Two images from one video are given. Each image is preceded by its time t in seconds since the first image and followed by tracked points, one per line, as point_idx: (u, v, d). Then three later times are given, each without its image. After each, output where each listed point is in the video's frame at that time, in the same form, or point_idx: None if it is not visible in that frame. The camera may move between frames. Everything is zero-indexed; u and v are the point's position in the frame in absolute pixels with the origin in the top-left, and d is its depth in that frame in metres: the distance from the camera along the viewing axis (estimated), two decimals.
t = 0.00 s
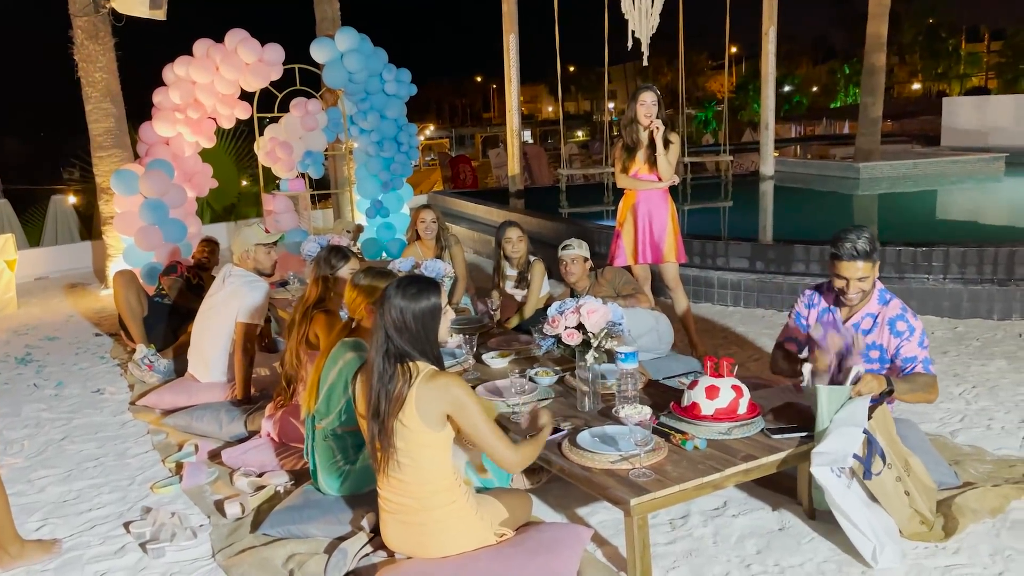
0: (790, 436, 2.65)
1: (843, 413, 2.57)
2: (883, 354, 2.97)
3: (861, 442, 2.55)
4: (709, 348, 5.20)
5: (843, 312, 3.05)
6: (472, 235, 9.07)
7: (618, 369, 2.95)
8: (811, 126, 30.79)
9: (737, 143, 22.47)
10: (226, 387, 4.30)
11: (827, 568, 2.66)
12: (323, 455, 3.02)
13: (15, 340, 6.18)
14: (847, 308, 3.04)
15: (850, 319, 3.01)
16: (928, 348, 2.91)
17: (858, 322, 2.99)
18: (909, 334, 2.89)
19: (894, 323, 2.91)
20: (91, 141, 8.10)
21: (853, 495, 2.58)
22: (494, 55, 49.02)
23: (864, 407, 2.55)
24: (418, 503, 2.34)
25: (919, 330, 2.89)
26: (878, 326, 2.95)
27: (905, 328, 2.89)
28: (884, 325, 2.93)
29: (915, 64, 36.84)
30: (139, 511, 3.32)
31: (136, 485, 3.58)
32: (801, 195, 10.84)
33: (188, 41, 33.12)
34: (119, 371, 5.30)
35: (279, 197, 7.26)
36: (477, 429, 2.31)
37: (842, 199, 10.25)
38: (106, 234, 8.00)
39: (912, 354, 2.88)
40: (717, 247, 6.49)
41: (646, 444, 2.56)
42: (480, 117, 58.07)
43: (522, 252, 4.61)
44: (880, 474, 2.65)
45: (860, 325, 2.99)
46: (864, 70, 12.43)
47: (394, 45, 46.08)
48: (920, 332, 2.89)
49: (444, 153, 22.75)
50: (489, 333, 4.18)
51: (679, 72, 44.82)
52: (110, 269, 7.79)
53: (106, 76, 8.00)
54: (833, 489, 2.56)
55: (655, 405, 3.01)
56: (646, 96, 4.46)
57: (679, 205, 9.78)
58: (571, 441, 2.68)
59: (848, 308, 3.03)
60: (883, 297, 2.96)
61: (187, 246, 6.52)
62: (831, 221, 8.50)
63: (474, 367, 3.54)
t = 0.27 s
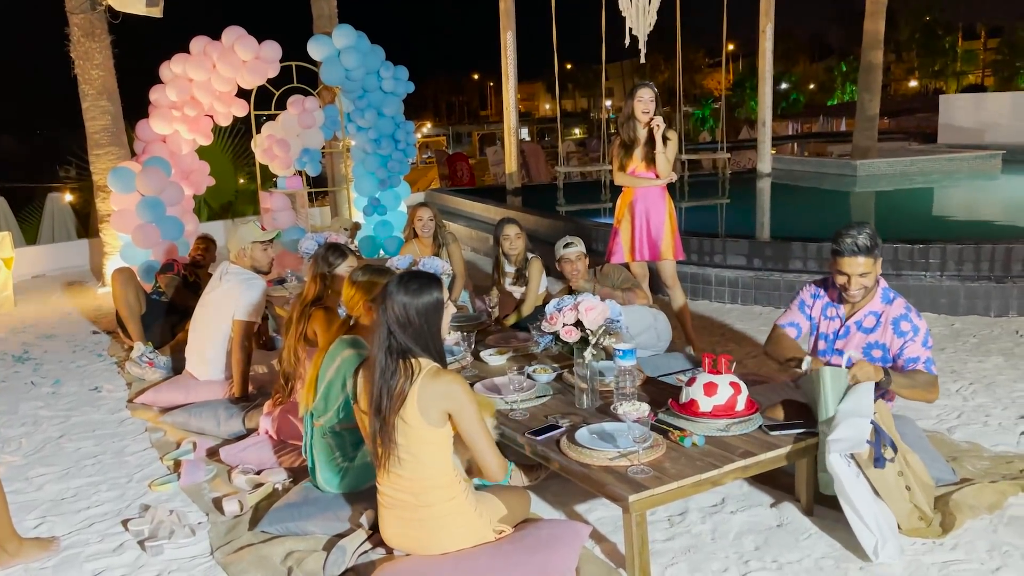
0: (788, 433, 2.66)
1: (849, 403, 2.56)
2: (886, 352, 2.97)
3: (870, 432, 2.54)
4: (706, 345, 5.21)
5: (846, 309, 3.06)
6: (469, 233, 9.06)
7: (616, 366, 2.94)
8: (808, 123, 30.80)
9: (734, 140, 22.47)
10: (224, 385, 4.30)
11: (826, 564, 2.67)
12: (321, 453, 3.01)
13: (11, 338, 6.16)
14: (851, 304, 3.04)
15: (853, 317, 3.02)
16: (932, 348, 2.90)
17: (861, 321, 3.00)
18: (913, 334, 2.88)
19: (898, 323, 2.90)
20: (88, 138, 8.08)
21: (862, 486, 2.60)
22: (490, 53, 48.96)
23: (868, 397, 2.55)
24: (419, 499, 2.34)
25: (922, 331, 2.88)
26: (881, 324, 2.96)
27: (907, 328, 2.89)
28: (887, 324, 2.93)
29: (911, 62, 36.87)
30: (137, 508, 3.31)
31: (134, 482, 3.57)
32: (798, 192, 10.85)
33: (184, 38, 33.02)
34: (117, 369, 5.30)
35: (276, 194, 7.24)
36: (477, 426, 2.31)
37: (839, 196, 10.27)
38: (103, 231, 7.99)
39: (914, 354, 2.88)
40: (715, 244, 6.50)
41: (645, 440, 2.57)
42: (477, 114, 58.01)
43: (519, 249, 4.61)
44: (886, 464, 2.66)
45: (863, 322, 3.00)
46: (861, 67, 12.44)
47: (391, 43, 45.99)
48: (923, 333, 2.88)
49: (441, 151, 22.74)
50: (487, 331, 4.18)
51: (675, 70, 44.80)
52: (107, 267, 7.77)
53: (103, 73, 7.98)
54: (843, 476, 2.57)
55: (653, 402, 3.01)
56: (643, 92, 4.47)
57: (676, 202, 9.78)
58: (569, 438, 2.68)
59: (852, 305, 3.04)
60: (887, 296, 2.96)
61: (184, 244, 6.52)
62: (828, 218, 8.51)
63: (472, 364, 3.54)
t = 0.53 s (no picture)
0: (787, 431, 2.67)
1: (842, 403, 2.59)
2: (892, 346, 2.99)
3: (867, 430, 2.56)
4: (705, 343, 5.21)
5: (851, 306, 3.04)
6: (468, 231, 9.06)
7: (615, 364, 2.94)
8: (807, 121, 30.81)
9: (733, 138, 22.46)
10: (224, 383, 4.30)
11: (824, 562, 2.68)
12: (321, 451, 3.01)
13: (10, 336, 6.16)
14: (856, 301, 3.03)
15: (859, 313, 3.01)
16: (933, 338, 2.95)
17: (867, 316, 3.00)
18: (916, 327, 2.92)
19: (902, 316, 2.94)
20: (86, 137, 8.07)
21: (863, 485, 2.59)
22: (489, 51, 48.91)
23: (862, 397, 2.58)
24: (420, 496, 2.34)
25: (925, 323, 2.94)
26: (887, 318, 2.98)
27: (913, 321, 2.92)
28: (893, 318, 2.95)
29: (909, 60, 36.87)
30: (137, 507, 3.31)
31: (134, 481, 3.58)
32: (797, 190, 10.86)
33: (182, 37, 32.96)
34: (116, 368, 5.29)
35: (275, 193, 7.23)
36: (479, 423, 2.31)
37: (838, 194, 10.28)
38: (102, 230, 7.98)
39: (917, 346, 2.92)
40: (714, 243, 6.50)
41: (643, 439, 2.55)
42: (476, 113, 57.96)
43: (518, 247, 4.61)
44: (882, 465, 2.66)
45: (869, 318, 3.00)
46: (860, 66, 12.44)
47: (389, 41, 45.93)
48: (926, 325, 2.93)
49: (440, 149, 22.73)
50: (486, 329, 4.18)
51: (674, 68, 44.79)
52: (106, 265, 7.77)
53: (101, 72, 7.97)
54: (845, 477, 2.56)
55: (653, 400, 3.01)
56: (643, 91, 4.48)
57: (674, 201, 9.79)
58: (568, 436, 2.68)
59: (857, 301, 3.03)
60: (890, 290, 2.98)
61: (183, 242, 6.51)
62: (827, 217, 8.51)
63: (471, 363, 3.54)
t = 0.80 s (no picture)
0: (788, 429, 2.66)
1: (837, 405, 2.57)
2: (891, 347, 2.99)
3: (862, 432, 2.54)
4: (705, 342, 5.21)
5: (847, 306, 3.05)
6: (467, 230, 9.06)
7: (615, 362, 2.94)
8: (806, 121, 30.79)
9: (733, 138, 22.46)
10: (223, 382, 4.29)
11: (824, 560, 2.68)
12: (322, 449, 3.00)
13: (9, 335, 6.14)
14: (854, 300, 3.02)
15: (856, 313, 3.02)
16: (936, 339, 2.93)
17: (866, 316, 3.00)
18: (919, 328, 2.92)
19: (903, 317, 2.93)
20: (85, 136, 8.06)
21: (857, 485, 2.60)
22: (489, 50, 48.88)
23: (858, 397, 2.54)
24: (422, 493, 2.34)
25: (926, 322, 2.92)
26: (886, 317, 2.96)
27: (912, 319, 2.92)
28: (894, 319, 2.94)
29: (909, 59, 36.85)
30: (136, 505, 3.31)
31: (133, 480, 3.57)
32: (797, 189, 10.86)
33: (181, 35, 32.90)
34: (115, 366, 5.29)
35: (275, 191, 7.22)
36: (483, 422, 2.31)
37: (838, 194, 10.28)
38: (101, 228, 7.98)
39: (924, 348, 2.91)
40: (714, 241, 6.49)
41: (644, 437, 2.55)
42: (475, 112, 57.88)
43: (518, 246, 4.61)
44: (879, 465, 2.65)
45: (866, 318, 3.00)
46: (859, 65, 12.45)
47: (388, 39, 45.88)
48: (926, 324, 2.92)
49: (440, 149, 22.72)
50: (486, 328, 4.18)
51: (673, 67, 44.81)
52: (106, 264, 7.76)
53: (101, 71, 7.97)
54: (839, 478, 2.58)
55: (653, 399, 3.01)
56: (643, 90, 4.49)
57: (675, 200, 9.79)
58: (568, 434, 2.68)
59: (855, 300, 3.03)
60: (890, 290, 2.97)
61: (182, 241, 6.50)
62: (827, 216, 8.51)
63: (471, 361, 3.54)
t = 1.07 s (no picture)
0: (788, 430, 2.66)
1: (833, 409, 2.59)
2: (885, 346, 2.98)
3: (851, 439, 2.56)
4: (706, 342, 5.21)
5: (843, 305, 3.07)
6: (468, 230, 9.06)
7: (615, 363, 2.94)
8: (807, 121, 30.76)
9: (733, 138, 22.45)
10: (224, 382, 4.30)
11: (825, 560, 2.68)
12: (325, 449, 3.00)
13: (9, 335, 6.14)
14: (849, 299, 3.04)
15: (851, 311, 3.03)
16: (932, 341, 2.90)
17: (860, 314, 3.01)
18: (914, 328, 2.89)
19: (898, 316, 2.91)
20: (86, 136, 8.07)
21: (849, 492, 2.62)
22: (489, 50, 48.86)
23: (855, 401, 2.56)
24: (426, 492, 2.34)
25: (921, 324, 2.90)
26: (880, 318, 2.96)
27: (906, 321, 2.90)
28: (887, 318, 2.94)
29: (910, 59, 36.83)
30: (137, 505, 3.32)
31: (134, 479, 3.58)
32: (798, 189, 10.85)
33: (181, 36, 32.87)
34: (116, 366, 5.29)
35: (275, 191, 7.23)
36: (488, 422, 2.32)
37: (839, 194, 10.28)
38: (101, 228, 7.98)
39: (920, 348, 2.87)
40: (714, 241, 6.49)
41: (645, 437, 2.57)
42: (476, 112, 57.83)
43: (519, 245, 4.60)
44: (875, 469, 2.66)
45: (860, 316, 3.01)
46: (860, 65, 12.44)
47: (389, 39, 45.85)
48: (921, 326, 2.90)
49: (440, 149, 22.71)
50: (487, 328, 4.18)
51: (674, 67, 44.79)
52: (106, 264, 7.77)
53: (101, 71, 7.97)
54: (827, 487, 2.60)
55: (654, 399, 3.01)
56: (644, 90, 4.49)
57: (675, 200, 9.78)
58: (569, 434, 2.68)
59: (850, 299, 3.04)
60: (885, 290, 2.96)
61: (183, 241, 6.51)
62: (827, 216, 8.51)
63: (472, 361, 3.54)
